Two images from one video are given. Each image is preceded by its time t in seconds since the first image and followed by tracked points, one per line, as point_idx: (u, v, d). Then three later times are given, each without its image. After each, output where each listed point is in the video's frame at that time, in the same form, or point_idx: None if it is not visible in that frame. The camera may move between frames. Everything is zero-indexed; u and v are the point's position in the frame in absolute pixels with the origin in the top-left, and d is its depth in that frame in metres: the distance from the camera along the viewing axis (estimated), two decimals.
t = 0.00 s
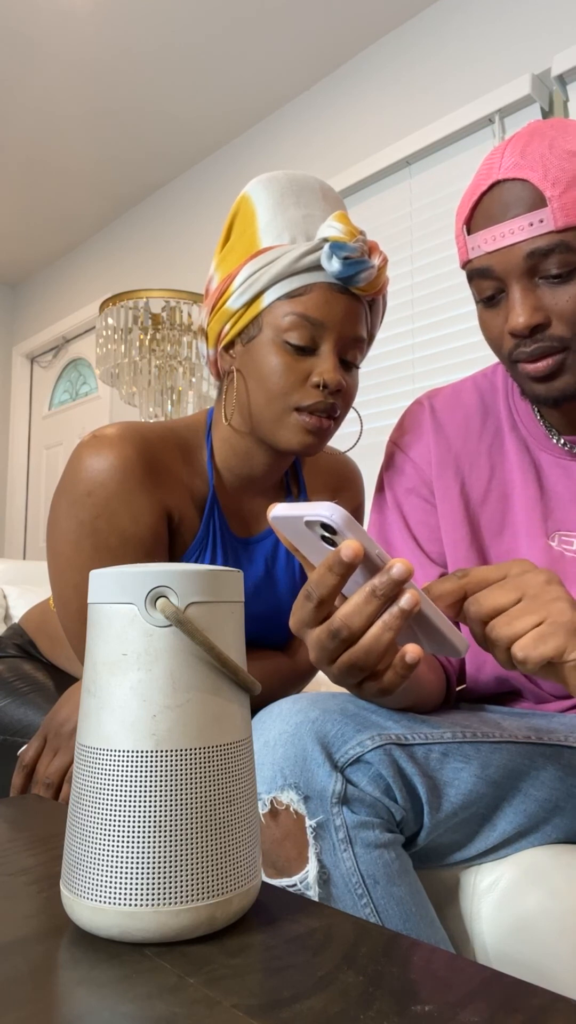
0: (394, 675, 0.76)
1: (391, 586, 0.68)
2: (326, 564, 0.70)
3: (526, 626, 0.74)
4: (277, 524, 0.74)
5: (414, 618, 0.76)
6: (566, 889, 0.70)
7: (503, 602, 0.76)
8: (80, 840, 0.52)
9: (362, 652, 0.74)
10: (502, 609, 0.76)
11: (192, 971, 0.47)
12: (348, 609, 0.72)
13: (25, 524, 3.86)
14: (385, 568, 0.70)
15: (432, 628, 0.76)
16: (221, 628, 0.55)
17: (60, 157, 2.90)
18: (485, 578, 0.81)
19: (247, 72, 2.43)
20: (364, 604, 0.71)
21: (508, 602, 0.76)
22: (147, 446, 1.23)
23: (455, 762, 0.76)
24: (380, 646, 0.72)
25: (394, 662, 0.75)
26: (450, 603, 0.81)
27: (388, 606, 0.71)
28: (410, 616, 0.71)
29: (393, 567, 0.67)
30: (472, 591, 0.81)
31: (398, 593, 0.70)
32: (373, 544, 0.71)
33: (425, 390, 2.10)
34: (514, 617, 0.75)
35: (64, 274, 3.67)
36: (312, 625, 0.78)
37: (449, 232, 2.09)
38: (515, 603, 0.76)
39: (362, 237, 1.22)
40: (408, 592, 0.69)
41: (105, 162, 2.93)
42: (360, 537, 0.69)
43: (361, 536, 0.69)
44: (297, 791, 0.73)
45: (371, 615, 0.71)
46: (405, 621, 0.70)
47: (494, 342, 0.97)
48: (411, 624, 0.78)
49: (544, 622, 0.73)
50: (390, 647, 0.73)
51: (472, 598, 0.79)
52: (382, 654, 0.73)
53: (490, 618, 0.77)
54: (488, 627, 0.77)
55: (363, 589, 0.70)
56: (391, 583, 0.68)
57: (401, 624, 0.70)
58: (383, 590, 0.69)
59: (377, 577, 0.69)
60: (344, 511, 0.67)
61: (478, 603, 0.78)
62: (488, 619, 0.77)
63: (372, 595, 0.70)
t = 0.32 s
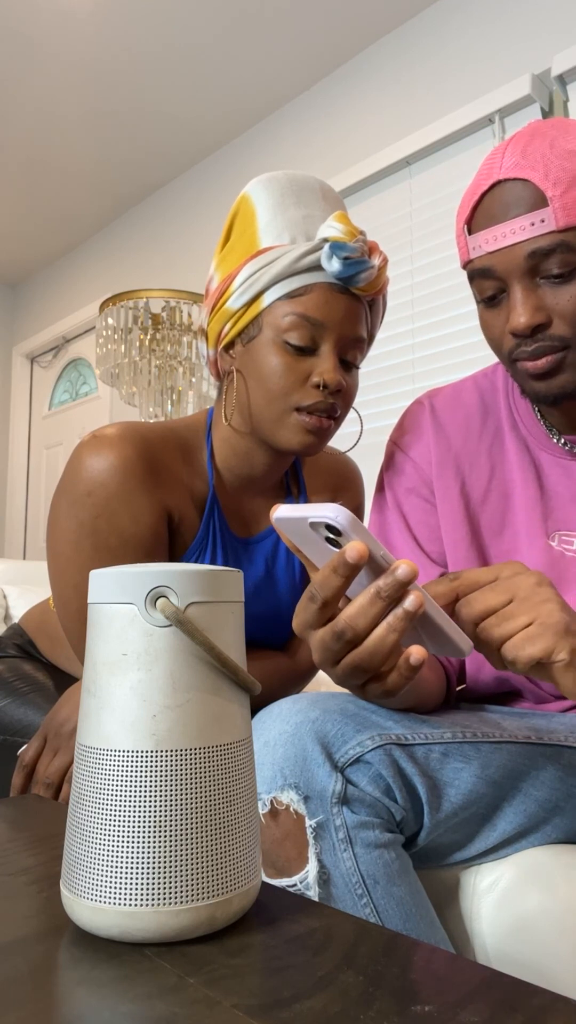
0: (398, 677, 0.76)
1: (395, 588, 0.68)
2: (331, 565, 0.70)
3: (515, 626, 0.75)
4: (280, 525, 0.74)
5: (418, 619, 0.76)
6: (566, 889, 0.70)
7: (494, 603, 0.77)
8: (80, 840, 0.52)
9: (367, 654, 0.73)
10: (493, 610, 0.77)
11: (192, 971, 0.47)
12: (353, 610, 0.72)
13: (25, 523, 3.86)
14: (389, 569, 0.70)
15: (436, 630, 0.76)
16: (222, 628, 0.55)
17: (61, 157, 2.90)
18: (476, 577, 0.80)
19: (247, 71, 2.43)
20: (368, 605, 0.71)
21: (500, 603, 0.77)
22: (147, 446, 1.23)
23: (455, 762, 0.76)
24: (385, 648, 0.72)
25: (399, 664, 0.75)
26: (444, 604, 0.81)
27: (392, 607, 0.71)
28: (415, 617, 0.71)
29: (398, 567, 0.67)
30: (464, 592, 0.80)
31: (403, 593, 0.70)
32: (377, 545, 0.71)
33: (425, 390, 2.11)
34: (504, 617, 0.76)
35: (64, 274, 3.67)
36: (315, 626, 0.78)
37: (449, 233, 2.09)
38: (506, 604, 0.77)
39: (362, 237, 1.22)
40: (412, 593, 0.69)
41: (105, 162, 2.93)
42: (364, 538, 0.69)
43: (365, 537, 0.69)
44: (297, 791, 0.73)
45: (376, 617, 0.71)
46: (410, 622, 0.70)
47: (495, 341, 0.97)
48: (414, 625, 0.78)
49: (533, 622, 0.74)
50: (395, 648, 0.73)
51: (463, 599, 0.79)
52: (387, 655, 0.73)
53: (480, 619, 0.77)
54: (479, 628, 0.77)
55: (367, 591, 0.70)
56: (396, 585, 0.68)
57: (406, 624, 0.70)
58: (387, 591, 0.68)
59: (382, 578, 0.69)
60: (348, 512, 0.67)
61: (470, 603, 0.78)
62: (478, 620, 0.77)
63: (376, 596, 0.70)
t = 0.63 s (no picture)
0: (399, 675, 0.76)
1: (395, 587, 0.68)
2: (332, 564, 0.70)
3: (501, 623, 0.76)
4: (280, 524, 0.74)
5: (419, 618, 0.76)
6: (567, 889, 0.70)
7: (481, 601, 0.77)
8: (80, 840, 0.52)
9: (368, 652, 0.73)
10: (480, 609, 0.77)
11: (192, 971, 0.47)
12: (353, 610, 0.72)
13: (25, 523, 3.86)
14: (390, 568, 0.70)
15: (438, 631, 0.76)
16: (222, 628, 0.55)
17: (61, 157, 2.90)
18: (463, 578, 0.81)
19: (247, 71, 2.43)
20: (369, 604, 0.71)
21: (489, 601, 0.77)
22: (147, 445, 1.23)
23: (455, 762, 0.76)
24: (385, 647, 0.72)
25: (400, 663, 0.75)
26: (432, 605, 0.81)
27: (393, 606, 0.71)
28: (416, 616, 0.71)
29: (398, 567, 0.67)
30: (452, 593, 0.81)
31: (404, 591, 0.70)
32: (378, 544, 0.71)
33: (425, 390, 2.10)
34: (491, 614, 0.76)
35: (64, 274, 3.67)
36: (315, 626, 0.78)
37: (449, 233, 2.09)
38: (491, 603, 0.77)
39: (359, 234, 1.22)
40: (412, 592, 0.69)
41: (105, 162, 2.93)
42: (364, 538, 0.69)
43: (366, 536, 0.69)
44: (297, 791, 0.73)
45: (376, 616, 0.71)
46: (411, 621, 0.70)
47: (495, 342, 0.97)
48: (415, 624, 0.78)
49: (516, 620, 0.75)
50: (395, 646, 0.73)
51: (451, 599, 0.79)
52: (388, 654, 0.73)
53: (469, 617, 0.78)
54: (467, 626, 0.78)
55: (368, 589, 0.70)
56: (396, 583, 0.67)
57: (406, 624, 0.70)
58: (388, 590, 0.68)
59: (382, 577, 0.69)
60: (349, 511, 0.67)
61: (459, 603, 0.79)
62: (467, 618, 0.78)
63: (377, 595, 0.70)
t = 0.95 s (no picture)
0: (394, 671, 0.76)
1: (387, 581, 0.68)
2: (322, 562, 0.70)
3: (532, 603, 0.75)
4: (271, 524, 0.74)
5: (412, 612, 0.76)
6: (567, 889, 0.70)
7: (512, 580, 0.76)
8: (80, 840, 0.52)
9: (363, 650, 0.73)
10: (509, 587, 0.76)
11: (192, 971, 0.47)
12: (346, 606, 0.72)
13: (25, 523, 3.86)
14: (381, 563, 0.70)
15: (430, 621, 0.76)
16: (221, 628, 0.55)
17: (61, 157, 2.90)
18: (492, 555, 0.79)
19: (247, 71, 2.43)
20: (361, 600, 0.71)
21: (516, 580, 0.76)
22: (154, 446, 1.23)
23: (455, 762, 0.76)
24: (380, 641, 0.72)
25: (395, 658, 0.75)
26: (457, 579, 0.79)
27: (386, 601, 0.71)
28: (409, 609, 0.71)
29: (389, 561, 0.67)
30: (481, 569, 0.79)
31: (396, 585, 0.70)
32: (368, 539, 0.71)
33: (425, 389, 2.11)
34: (521, 595, 0.76)
35: (64, 274, 3.67)
36: (310, 625, 0.78)
37: (449, 232, 2.09)
38: (525, 581, 0.76)
39: (346, 229, 1.23)
40: (404, 586, 0.69)
41: (105, 162, 2.93)
42: (355, 534, 0.69)
43: (356, 531, 0.69)
44: (297, 791, 0.73)
45: (370, 612, 0.71)
46: (404, 615, 0.70)
47: (495, 342, 0.97)
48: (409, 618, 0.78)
49: (549, 601, 0.74)
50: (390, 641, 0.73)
51: (479, 575, 0.78)
52: (383, 650, 0.73)
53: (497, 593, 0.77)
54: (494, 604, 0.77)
55: (360, 585, 0.70)
56: (388, 577, 0.68)
57: (399, 618, 0.70)
58: (380, 584, 0.69)
59: (374, 572, 0.69)
60: (338, 508, 0.67)
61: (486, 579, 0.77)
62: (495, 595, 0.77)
63: (369, 590, 0.70)
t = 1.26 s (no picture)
0: (397, 670, 0.76)
1: (390, 580, 0.68)
2: (325, 563, 0.70)
3: (552, 618, 0.73)
4: (273, 524, 0.74)
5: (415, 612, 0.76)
6: (566, 890, 0.70)
7: (530, 592, 0.75)
8: (80, 840, 0.52)
9: (367, 649, 0.73)
10: (526, 600, 0.75)
11: (192, 970, 0.47)
12: (349, 606, 0.72)
13: (25, 523, 3.87)
14: (383, 563, 0.70)
15: (431, 620, 0.76)
16: (222, 628, 0.55)
17: (60, 157, 2.90)
18: (509, 566, 0.78)
19: (246, 71, 2.43)
20: (364, 600, 0.71)
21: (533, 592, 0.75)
22: (171, 446, 1.23)
23: (455, 762, 0.76)
24: (384, 640, 0.72)
25: (398, 656, 0.75)
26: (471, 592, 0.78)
27: (389, 600, 0.71)
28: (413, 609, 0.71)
29: (392, 560, 0.67)
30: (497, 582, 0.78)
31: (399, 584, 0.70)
32: (371, 539, 0.71)
33: (425, 390, 2.11)
34: (541, 609, 0.74)
35: (65, 274, 3.67)
36: (312, 626, 0.78)
37: (449, 232, 2.09)
38: (540, 595, 0.75)
39: (331, 233, 1.22)
40: (408, 585, 0.69)
41: (105, 162, 2.93)
42: (357, 533, 0.69)
43: (358, 531, 0.69)
44: (297, 791, 0.73)
45: (373, 612, 0.71)
46: (407, 614, 0.70)
47: (496, 343, 0.97)
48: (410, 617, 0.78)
49: (569, 616, 0.73)
50: (393, 640, 0.73)
51: (496, 587, 0.77)
52: (386, 649, 0.73)
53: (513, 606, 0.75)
54: (511, 618, 0.75)
55: (363, 584, 0.70)
56: (391, 577, 0.68)
57: (403, 617, 0.70)
58: (383, 584, 0.69)
59: (377, 571, 0.69)
60: (341, 508, 0.67)
61: (501, 592, 0.76)
62: (513, 609, 0.75)
63: (372, 590, 0.70)
